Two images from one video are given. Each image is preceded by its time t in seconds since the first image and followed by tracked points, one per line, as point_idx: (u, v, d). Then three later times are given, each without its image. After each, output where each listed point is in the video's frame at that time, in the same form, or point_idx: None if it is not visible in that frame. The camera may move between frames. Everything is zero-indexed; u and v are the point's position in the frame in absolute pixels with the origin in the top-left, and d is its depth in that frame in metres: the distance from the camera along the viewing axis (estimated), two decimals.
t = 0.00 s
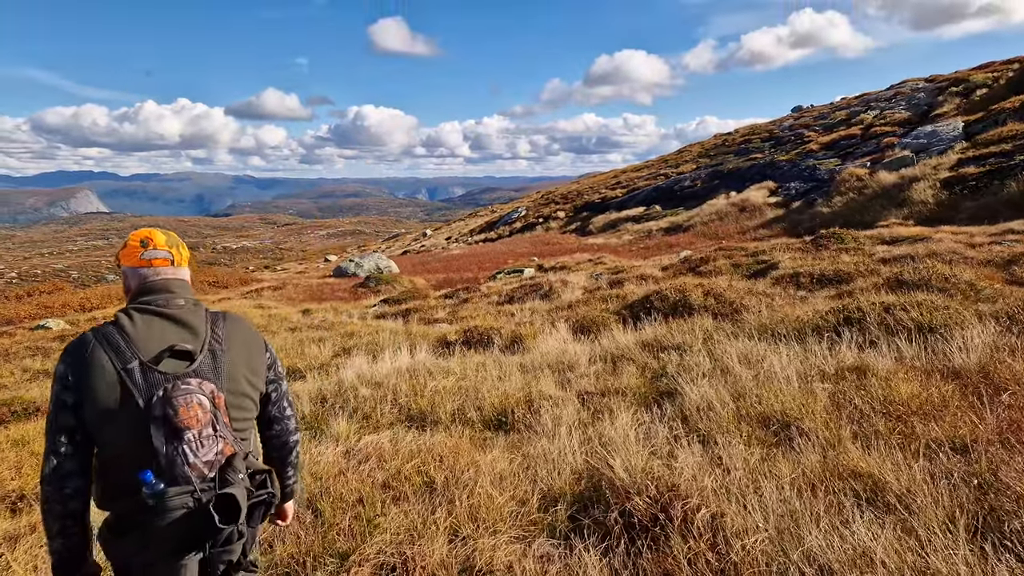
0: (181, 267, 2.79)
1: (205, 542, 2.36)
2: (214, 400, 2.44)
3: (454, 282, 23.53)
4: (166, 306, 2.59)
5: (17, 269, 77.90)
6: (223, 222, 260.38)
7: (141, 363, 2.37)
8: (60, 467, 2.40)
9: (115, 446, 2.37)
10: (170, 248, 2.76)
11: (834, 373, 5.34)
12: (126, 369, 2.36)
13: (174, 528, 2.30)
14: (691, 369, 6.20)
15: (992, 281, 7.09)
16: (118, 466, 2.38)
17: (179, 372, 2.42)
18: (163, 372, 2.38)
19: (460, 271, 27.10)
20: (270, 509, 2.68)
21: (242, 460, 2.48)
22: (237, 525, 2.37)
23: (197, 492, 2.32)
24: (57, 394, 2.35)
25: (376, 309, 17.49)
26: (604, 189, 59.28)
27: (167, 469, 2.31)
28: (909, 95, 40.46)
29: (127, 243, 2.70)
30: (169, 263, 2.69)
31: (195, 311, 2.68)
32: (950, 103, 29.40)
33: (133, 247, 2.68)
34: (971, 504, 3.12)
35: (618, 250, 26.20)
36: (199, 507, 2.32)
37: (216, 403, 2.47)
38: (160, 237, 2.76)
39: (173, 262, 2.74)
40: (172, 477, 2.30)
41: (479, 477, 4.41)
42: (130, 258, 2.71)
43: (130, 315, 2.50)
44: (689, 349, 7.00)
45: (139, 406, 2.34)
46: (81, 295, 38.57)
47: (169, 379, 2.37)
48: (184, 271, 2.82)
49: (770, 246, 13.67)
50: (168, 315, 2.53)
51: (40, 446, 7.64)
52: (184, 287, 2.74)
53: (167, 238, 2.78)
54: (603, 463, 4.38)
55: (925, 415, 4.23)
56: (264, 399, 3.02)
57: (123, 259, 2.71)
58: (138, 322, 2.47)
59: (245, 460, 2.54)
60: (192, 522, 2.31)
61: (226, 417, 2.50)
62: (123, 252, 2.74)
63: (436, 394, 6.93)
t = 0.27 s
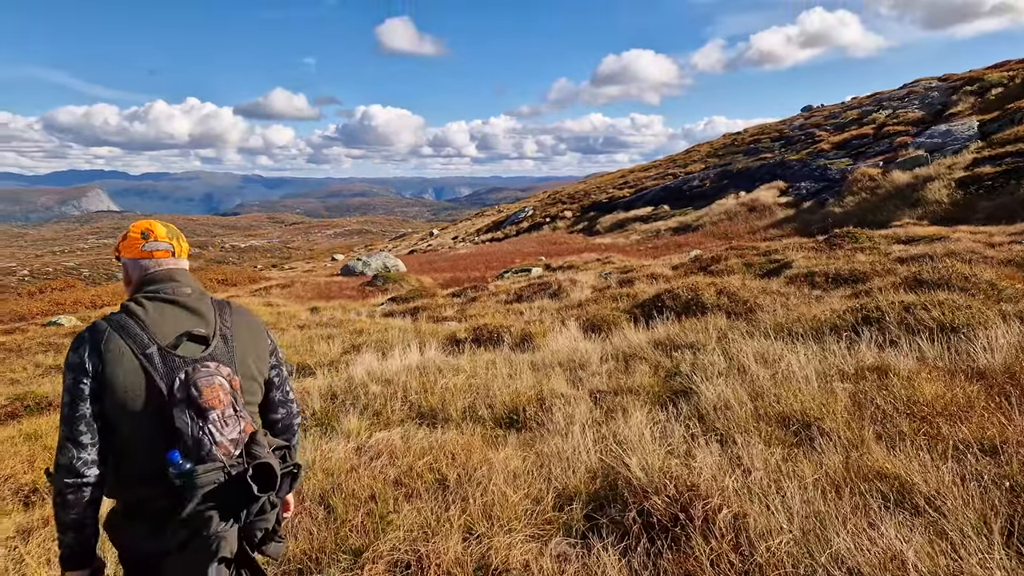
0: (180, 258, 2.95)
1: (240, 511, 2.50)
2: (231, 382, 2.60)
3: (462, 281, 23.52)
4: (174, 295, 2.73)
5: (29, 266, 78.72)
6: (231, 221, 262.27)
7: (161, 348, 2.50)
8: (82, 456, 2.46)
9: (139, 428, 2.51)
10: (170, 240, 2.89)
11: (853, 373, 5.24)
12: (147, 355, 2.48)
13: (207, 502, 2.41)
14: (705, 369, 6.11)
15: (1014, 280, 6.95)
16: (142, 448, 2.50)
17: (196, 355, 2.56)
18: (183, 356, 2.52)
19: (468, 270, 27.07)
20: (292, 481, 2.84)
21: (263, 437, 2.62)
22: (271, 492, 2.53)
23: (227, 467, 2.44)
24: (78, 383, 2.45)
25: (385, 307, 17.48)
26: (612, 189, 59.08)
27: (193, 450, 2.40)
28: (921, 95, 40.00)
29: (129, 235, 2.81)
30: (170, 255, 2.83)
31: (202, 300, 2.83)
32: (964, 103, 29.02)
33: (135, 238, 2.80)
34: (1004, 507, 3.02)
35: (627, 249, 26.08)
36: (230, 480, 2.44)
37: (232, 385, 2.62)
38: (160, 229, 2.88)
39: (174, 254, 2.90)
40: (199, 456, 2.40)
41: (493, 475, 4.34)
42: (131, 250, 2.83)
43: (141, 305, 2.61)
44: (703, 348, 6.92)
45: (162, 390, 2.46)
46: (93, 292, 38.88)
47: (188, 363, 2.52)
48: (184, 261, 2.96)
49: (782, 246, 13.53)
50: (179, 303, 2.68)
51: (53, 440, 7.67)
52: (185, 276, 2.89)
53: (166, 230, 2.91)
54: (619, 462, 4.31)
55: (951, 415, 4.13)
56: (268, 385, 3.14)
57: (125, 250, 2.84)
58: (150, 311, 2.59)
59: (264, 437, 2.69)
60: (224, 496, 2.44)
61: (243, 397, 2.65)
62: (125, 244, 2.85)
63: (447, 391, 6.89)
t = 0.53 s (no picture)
0: (196, 271, 2.91)
1: (252, 516, 2.60)
2: (240, 391, 2.66)
3: (479, 281, 23.55)
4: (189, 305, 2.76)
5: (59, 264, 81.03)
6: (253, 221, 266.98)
7: (179, 358, 2.55)
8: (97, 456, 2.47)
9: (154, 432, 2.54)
10: (187, 256, 2.87)
11: (886, 378, 5.06)
12: (166, 363, 2.53)
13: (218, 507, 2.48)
14: (731, 372, 5.97)
15: None
16: (156, 452, 2.54)
17: (211, 366, 2.63)
18: (199, 366, 2.59)
19: (486, 271, 27.11)
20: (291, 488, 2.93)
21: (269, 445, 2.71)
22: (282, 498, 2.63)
23: (239, 473, 2.54)
24: (96, 384, 2.46)
25: (403, 307, 17.55)
26: (629, 190, 58.63)
27: (203, 456, 2.46)
28: (950, 93, 38.93)
29: (147, 247, 2.80)
30: (186, 270, 2.82)
31: (214, 312, 2.87)
32: (996, 102, 28.16)
33: (153, 253, 2.79)
34: None
35: (645, 251, 25.81)
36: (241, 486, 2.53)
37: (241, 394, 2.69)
38: (178, 244, 2.86)
39: (189, 268, 2.87)
40: (210, 462, 2.47)
41: (515, 477, 4.28)
42: (149, 262, 2.82)
43: (158, 313, 2.64)
44: (728, 351, 6.78)
45: (178, 397, 2.51)
46: (118, 290, 39.77)
47: (203, 372, 2.58)
48: (199, 276, 2.95)
49: (806, 248, 13.24)
50: (195, 313, 2.72)
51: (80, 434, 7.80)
52: (199, 289, 2.89)
53: (184, 244, 2.88)
54: (645, 466, 4.22)
55: (993, 422, 3.96)
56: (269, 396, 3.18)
57: (144, 262, 2.84)
58: (168, 319, 2.62)
59: (268, 445, 2.78)
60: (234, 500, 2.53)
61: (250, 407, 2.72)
62: (143, 256, 2.85)
63: (467, 392, 6.85)
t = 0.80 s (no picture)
0: (205, 282, 2.94)
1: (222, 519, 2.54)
2: (232, 391, 2.69)
3: (504, 282, 23.55)
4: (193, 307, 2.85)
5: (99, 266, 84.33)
6: (282, 224, 273.02)
7: (174, 354, 2.62)
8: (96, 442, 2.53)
9: (148, 425, 2.59)
10: (197, 268, 2.90)
11: (932, 383, 4.79)
12: (161, 359, 2.60)
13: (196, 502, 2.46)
14: (766, 376, 5.75)
15: None
16: (148, 445, 2.58)
17: (205, 365, 2.69)
18: (193, 364, 2.65)
19: (510, 272, 27.05)
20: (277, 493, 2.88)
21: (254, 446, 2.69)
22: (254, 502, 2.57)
23: (218, 473, 2.51)
24: (99, 374, 2.55)
25: (429, 308, 17.64)
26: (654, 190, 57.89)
27: (188, 450, 2.49)
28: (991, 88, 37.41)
29: (163, 255, 2.86)
30: (195, 281, 2.85)
31: (217, 316, 2.94)
32: None
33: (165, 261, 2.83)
34: None
35: (670, 252, 25.40)
36: (221, 484, 2.50)
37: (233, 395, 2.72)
38: (190, 255, 2.90)
39: (199, 279, 2.90)
40: (194, 457, 2.48)
41: (543, 482, 4.19)
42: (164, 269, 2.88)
43: (161, 313, 2.73)
44: (761, 354, 6.56)
45: (170, 393, 2.56)
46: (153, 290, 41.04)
47: (196, 371, 2.64)
48: (210, 286, 2.98)
49: (839, 248, 12.82)
50: (197, 314, 2.80)
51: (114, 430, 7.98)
52: (208, 298, 2.93)
53: (197, 256, 2.91)
54: (678, 473, 4.08)
55: None
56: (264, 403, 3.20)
57: (160, 266, 2.90)
58: (170, 319, 2.71)
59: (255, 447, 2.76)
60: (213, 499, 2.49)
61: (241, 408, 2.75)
62: (159, 263, 2.91)
63: (493, 394, 6.79)
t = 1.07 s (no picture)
0: (224, 275, 3.11)
1: (228, 500, 2.60)
2: (243, 379, 2.77)
3: (531, 284, 23.53)
4: (213, 298, 2.95)
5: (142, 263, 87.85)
6: (315, 223, 279.66)
7: (188, 342, 2.71)
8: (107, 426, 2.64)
9: (159, 410, 2.67)
10: (218, 261, 3.08)
11: (980, 392, 4.55)
12: (177, 346, 2.70)
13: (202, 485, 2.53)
14: (801, 382, 5.57)
15: None
16: (157, 428, 2.67)
17: (218, 354, 2.78)
18: (207, 352, 2.74)
19: (538, 273, 26.98)
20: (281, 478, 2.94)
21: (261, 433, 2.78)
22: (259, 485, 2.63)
23: (225, 456, 2.60)
24: (115, 359, 2.65)
25: (457, 308, 17.73)
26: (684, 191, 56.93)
27: (198, 434, 2.59)
28: None
29: (186, 247, 3.05)
30: (216, 273, 3.02)
31: (235, 308, 3.06)
32: None
33: (189, 253, 3.03)
34: None
35: (701, 254, 24.89)
36: (227, 467, 2.58)
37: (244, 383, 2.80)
38: (212, 249, 3.10)
39: (220, 271, 3.08)
40: (202, 441, 2.58)
41: (571, 486, 4.15)
42: (187, 260, 3.06)
43: (181, 302, 2.85)
44: (797, 359, 6.35)
45: (183, 378, 2.66)
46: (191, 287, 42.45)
47: (209, 358, 2.73)
48: (229, 278, 3.16)
49: (877, 252, 12.36)
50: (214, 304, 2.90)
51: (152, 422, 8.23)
52: (228, 289, 3.09)
53: (219, 250, 3.11)
54: (709, 481, 3.96)
55: None
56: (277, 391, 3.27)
57: (180, 259, 3.07)
58: (188, 309, 2.82)
59: (262, 433, 2.84)
60: (219, 482, 2.57)
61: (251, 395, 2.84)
62: (181, 254, 3.10)
63: (520, 396, 6.76)
